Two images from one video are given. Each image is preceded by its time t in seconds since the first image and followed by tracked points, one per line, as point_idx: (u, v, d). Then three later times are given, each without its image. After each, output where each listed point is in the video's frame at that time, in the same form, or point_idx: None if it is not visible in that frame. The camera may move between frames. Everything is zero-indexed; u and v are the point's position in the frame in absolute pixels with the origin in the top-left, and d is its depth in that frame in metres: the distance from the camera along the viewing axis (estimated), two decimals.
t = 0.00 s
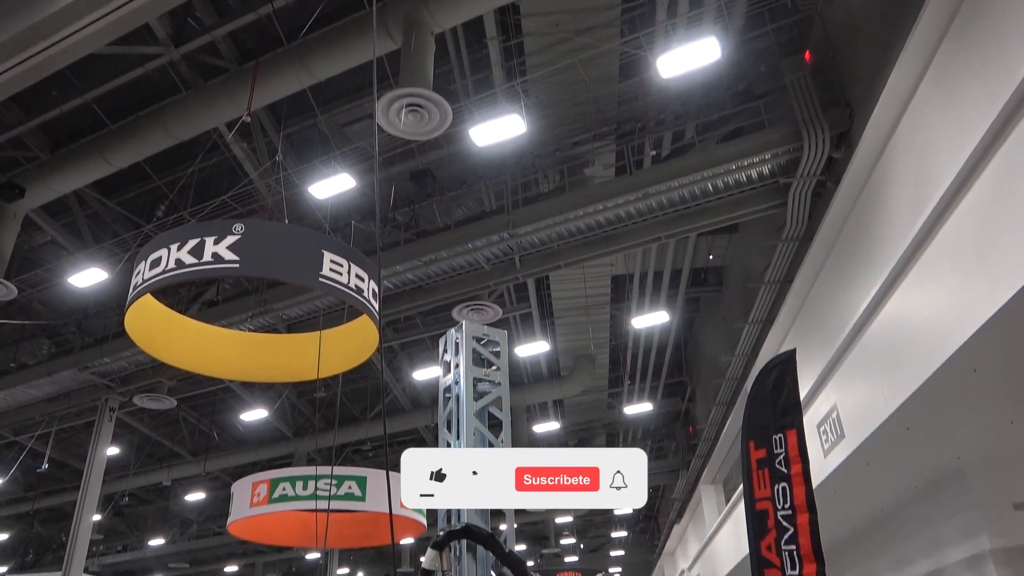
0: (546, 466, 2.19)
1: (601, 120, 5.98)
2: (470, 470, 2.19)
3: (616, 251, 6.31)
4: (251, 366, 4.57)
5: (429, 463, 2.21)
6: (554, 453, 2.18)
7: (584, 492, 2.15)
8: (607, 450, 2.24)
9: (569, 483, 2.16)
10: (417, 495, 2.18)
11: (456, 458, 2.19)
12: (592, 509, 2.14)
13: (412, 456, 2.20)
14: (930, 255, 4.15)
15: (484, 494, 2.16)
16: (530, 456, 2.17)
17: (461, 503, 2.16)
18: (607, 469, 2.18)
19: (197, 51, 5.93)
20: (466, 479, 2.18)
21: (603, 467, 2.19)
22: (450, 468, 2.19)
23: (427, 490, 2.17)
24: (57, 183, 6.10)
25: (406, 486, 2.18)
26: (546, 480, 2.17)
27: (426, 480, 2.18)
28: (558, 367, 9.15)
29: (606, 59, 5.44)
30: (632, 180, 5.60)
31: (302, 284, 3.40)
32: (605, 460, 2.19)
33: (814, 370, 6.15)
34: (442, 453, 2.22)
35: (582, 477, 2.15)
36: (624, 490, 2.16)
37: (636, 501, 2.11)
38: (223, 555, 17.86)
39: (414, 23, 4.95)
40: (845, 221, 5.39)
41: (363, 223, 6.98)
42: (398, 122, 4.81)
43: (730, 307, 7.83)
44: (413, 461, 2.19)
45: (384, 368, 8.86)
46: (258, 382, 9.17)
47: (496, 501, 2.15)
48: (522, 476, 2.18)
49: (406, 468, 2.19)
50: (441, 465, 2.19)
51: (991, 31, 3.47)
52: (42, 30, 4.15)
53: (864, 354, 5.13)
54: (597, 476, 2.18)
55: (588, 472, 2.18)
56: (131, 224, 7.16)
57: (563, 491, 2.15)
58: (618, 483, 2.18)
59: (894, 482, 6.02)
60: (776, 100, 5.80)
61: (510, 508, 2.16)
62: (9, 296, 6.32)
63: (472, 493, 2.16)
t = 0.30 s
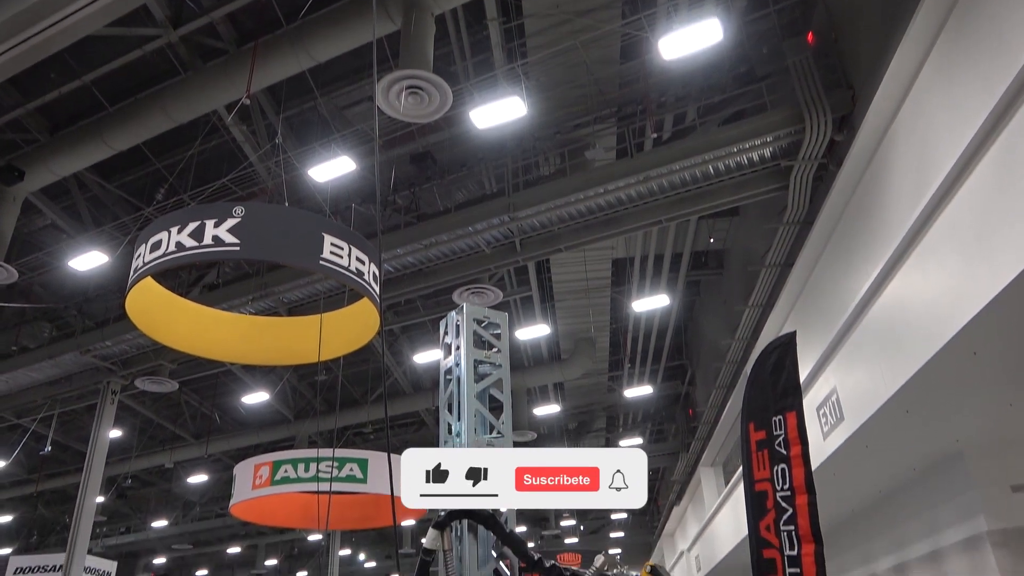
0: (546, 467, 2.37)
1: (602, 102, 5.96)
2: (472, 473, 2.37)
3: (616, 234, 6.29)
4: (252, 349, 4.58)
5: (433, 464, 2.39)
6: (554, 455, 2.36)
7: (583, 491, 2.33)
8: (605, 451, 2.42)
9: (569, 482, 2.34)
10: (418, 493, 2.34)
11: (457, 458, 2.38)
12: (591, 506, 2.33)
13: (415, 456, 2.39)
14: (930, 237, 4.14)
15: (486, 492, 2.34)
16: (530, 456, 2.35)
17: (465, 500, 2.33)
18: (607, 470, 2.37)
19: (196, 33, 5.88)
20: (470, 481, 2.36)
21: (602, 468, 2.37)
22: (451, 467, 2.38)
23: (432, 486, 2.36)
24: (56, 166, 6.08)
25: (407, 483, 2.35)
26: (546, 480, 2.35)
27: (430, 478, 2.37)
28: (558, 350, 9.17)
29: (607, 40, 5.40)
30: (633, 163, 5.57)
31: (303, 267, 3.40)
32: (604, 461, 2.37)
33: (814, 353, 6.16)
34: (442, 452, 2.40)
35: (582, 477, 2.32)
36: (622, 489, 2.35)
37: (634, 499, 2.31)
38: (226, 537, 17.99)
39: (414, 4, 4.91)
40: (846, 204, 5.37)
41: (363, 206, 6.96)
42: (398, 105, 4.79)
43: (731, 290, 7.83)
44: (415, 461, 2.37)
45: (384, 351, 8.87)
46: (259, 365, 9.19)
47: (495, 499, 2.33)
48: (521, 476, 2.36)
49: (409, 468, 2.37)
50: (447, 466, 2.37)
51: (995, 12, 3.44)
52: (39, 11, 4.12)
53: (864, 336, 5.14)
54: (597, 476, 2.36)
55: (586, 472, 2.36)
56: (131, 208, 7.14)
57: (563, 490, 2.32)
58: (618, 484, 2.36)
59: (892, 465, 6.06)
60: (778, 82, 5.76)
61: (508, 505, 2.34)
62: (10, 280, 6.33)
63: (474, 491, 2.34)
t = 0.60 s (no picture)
0: (547, 467, 2.23)
1: (602, 84, 5.94)
2: (472, 474, 2.24)
3: (617, 217, 6.28)
4: (253, 332, 4.58)
5: (432, 464, 2.26)
6: (554, 454, 2.23)
7: (583, 492, 2.20)
8: (606, 449, 2.28)
9: (569, 483, 2.20)
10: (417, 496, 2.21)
11: (457, 459, 2.25)
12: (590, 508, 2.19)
13: (414, 457, 2.25)
14: (931, 219, 4.13)
15: (486, 493, 2.22)
16: (530, 456, 2.22)
17: (464, 502, 2.21)
18: (607, 469, 2.22)
19: (193, 14, 5.83)
20: (470, 482, 2.24)
21: (603, 468, 2.23)
22: (451, 467, 2.25)
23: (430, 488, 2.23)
24: (55, 148, 6.05)
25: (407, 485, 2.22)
26: (546, 480, 2.22)
27: (430, 480, 2.24)
28: (558, 333, 9.18)
29: (607, 21, 5.36)
30: (633, 145, 5.55)
31: (303, 250, 3.40)
32: (604, 461, 2.23)
33: (814, 335, 6.17)
34: (441, 451, 2.27)
35: (582, 477, 2.19)
36: (623, 490, 2.21)
37: (635, 501, 2.17)
38: (228, 518, 18.11)
39: None
40: (848, 185, 5.36)
41: (363, 189, 6.95)
42: (397, 87, 4.76)
43: (731, 273, 7.83)
44: (415, 463, 2.24)
45: (385, 334, 8.89)
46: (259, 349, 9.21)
47: (494, 500, 2.20)
48: (521, 476, 2.23)
49: (408, 470, 2.23)
50: (446, 466, 2.25)
51: None
52: None
53: (864, 318, 5.15)
54: (597, 476, 2.22)
55: (588, 472, 2.22)
56: (130, 191, 7.12)
57: (563, 491, 2.19)
58: (618, 484, 2.22)
59: (891, 446, 6.10)
60: (780, 63, 5.73)
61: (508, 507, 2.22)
62: (9, 263, 6.32)
63: (473, 492, 2.22)
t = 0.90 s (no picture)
0: (547, 466, 2.22)
1: (602, 61, 5.90)
2: (471, 474, 2.21)
3: (617, 195, 6.26)
4: (253, 312, 4.58)
5: (431, 464, 2.22)
6: (554, 454, 2.21)
7: (583, 492, 2.18)
8: (605, 449, 2.26)
9: (569, 483, 2.19)
10: (417, 498, 2.18)
11: (457, 458, 2.22)
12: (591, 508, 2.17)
13: (413, 456, 2.21)
14: (932, 196, 4.13)
15: (486, 493, 2.19)
16: (530, 456, 2.20)
17: (465, 503, 2.18)
18: (607, 469, 2.20)
19: None
20: (469, 482, 2.21)
21: (603, 467, 2.21)
22: (451, 467, 2.22)
23: (429, 488, 2.19)
24: (52, 129, 6.01)
25: (406, 486, 2.18)
26: (546, 480, 2.20)
27: (428, 482, 2.19)
28: (558, 312, 9.18)
29: None
30: (634, 123, 5.52)
31: (302, 229, 3.39)
32: (605, 461, 2.21)
33: (814, 313, 6.18)
34: (442, 451, 2.24)
35: (582, 477, 2.17)
36: (623, 490, 2.20)
37: (635, 500, 2.16)
38: (230, 497, 18.25)
39: None
40: (848, 163, 5.34)
41: (362, 168, 6.92)
42: (395, 65, 4.72)
43: (731, 251, 7.82)
44: (415, 463, 2.20)
45: (384, 313, 8.90)
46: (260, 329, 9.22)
47: (494, 501, 2.18)
48: (520, 476, 2.21)
49: (408, 469, 2.19)
50: (445, 465, 2.21)
51: None
52: None
53: (864, 297, 5.16)
54: (597, 476, 2.20)
55: (587, 472, 2.20)
56: (128, 170, 7.08)
57: (563, 491, 2.17)
58: (618, 484, 2.20)
59: (889, 423, 6.15)
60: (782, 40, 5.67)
61: (508, 507, 2.19)
62: (8, 244, 6.30)
63: (474, 492, 2.19)
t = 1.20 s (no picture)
0: (547, 466, 2.09)
1: (602, 39, 5.91)
2: (471, 474, 2.09)
3: (617, 175, 6.23)
4: (253, 293, 4.58)
5: (430, 464, 2.10)
6: (554, 452, 2.07)
7: (583, 493, 2.05)
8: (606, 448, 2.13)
9: (569, 483, 2.05)
10: (418, 497, 2.05)
11: (457, 458, 2.09)
12: (590, 508, 2.05)
13: (413, 456, 2.09)
14: (932, 176, 4.11)
15: (486, 493, 2.07)
16: (530, 455, 2.08)
17: (464, 503, 2.06)
18: (607, 469, 2.07)
19: None
20: (469, 482, 2.08)
21: (603, 467, 2.08)
22: (450, 467, 2.09)
23: (427, 488, 2.06)
24: (50, 109, 5.97)
25: (406, 486, 2.06)
26: (546, 480, 2.07)
27: (428, 482, 2.07)
28: (559, 293, 9.17)
29: None
30: (634, 102, 5.48)
31: (302, 210, 3.38)
32: (604, 460, 2.07)
33: (813, 294, 6.19)
34: (441, 450, 2.11)
35: (582, 477, 2.03)
36: (623, 490, 2.07)
37: (635, 501, 2.03)
38: (233, 477, 18.39)
39: None
40: (849, 143, 5.32)
41: (361, 149, 6.90)
42: (394, 43, 4.67)
43: (731, 231, 7.80)
44: (413, 462, 2.08)
45: (387, 298, 9.00)
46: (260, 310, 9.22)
47: (493, 501, 2.05)
48: (520, 476, 2.09)
49: (406, 469, 2.07)
50: (443, 464, 2.10)
51: None
52: None
53: (863, 277, 5.17)
54: (597, 476, 2.07)
55: (588, 471, 2.07)
56: (126, 151, 7.05)
57: (563, 491, 2.04)
58: (618, 484, 2.07)
59: (888, 403, 6.18)
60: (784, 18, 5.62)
61: (508, 507, 2.07)
62: (7, 226, 6.28)
63: (473, 492, 2.07)
